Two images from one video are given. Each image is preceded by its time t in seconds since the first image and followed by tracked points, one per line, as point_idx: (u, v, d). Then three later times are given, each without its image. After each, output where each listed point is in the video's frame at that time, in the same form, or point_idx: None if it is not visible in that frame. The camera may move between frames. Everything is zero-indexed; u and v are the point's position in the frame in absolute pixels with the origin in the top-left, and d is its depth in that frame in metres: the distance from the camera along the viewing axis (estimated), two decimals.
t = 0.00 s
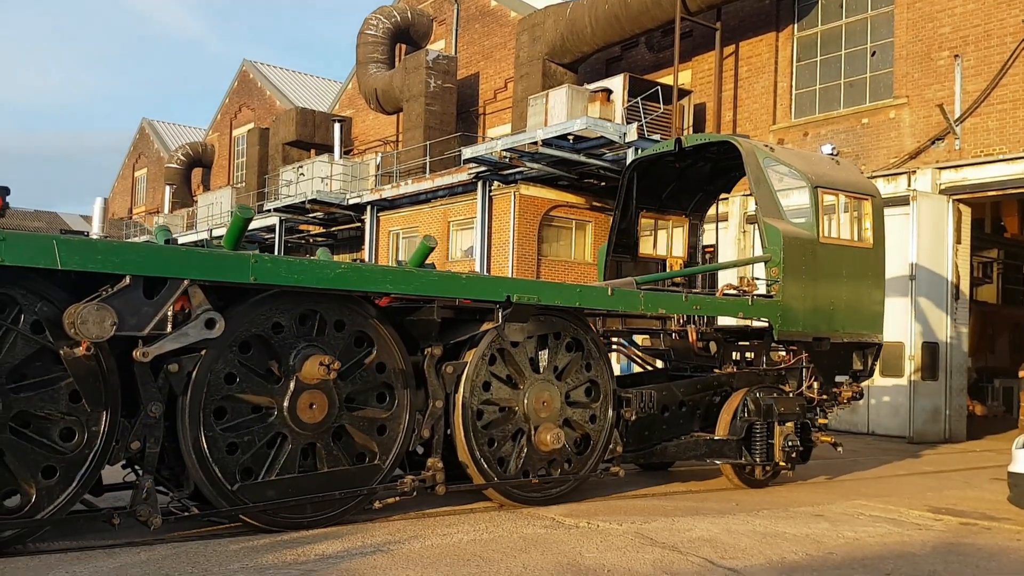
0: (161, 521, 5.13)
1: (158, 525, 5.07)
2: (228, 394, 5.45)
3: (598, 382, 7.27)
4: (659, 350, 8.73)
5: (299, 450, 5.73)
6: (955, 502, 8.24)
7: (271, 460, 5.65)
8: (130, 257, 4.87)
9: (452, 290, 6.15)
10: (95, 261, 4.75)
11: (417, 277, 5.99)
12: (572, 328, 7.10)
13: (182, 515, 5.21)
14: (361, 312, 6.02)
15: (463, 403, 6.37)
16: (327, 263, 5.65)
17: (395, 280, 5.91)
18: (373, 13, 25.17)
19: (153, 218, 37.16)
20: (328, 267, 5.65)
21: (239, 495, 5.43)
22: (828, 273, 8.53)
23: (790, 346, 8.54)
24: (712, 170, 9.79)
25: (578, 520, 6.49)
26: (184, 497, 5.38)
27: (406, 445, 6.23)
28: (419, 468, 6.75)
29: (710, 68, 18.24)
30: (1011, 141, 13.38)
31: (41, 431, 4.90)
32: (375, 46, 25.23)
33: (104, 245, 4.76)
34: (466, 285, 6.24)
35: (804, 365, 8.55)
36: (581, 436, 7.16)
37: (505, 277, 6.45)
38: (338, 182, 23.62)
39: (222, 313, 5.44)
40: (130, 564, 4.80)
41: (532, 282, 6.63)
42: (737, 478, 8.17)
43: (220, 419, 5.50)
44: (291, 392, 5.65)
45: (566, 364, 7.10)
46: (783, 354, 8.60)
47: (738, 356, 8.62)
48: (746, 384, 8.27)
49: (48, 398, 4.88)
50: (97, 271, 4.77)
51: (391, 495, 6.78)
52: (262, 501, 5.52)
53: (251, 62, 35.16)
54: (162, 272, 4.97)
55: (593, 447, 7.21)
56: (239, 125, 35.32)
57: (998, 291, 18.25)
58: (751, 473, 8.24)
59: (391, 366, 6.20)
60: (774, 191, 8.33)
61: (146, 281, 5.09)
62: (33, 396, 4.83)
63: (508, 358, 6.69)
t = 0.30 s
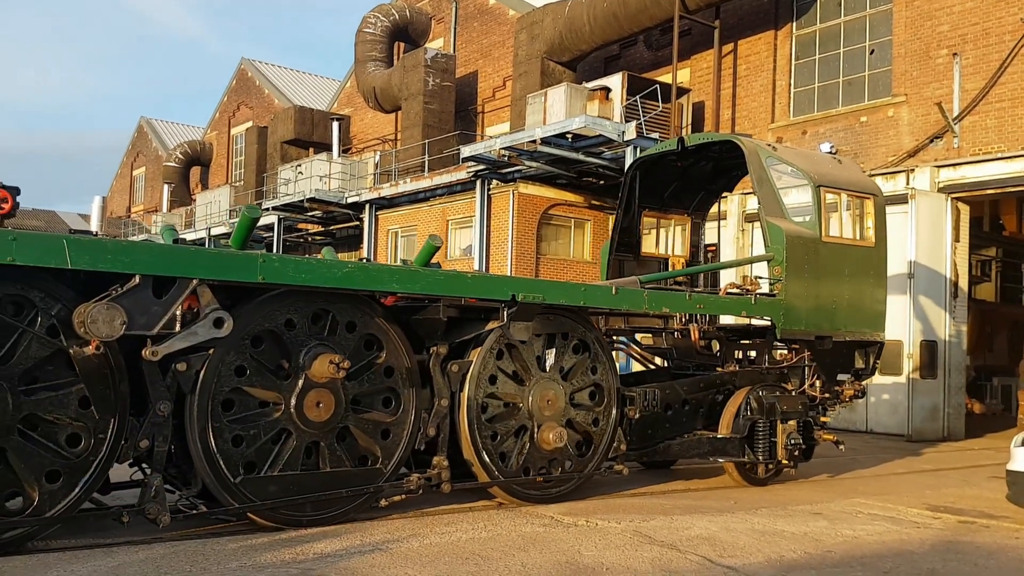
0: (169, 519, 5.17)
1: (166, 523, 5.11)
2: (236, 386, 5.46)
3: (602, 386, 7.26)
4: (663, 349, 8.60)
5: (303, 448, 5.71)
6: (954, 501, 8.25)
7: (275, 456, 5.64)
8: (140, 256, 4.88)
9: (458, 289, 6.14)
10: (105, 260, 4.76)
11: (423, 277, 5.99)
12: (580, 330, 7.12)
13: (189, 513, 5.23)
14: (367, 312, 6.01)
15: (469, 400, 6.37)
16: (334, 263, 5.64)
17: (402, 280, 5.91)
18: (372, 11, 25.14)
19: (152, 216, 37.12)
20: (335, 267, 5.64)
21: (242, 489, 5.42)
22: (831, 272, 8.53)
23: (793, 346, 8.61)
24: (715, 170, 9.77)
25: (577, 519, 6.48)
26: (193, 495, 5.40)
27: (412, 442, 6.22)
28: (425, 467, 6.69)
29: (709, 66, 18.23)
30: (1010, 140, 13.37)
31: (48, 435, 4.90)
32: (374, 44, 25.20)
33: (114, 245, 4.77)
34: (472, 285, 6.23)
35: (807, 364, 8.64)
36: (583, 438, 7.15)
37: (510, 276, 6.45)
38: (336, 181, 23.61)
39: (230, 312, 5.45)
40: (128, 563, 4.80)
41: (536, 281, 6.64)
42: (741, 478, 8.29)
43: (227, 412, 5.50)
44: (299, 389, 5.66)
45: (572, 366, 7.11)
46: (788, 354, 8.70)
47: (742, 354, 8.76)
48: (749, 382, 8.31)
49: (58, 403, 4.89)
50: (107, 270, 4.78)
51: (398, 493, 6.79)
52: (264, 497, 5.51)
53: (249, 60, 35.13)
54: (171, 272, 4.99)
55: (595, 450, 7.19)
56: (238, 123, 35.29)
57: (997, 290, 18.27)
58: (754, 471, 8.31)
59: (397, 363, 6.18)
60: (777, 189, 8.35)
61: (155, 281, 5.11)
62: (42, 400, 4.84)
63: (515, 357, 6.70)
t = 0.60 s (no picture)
0: (180, 518, 5.17)
1: (177, 522, 5.10)
2: (248, 379, 5.47)
3: (608, 390, 7.27)
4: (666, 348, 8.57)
5: (309, 447, 5.71)
6: (957, 500, 8.24)
7: (281, 452, 5.63)
8: (151, 257, 4.89)
9: (467, 289, 6.15)
10: (117, 261, 4.76)
11: (431, 277, 5.98)
12: (589, 333, 7.15)
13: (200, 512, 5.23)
14: (376, 313, 6.02)
15: (477, 400, 6.38)
16: (343, 263, 5.64)
17: (411, 281, 5.90)
18: (372, 11, 25.12)
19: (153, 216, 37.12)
20: (345, 267, 5.64)
21: (247, 483, 5.41)
22: (836, 272, 8.51)
23: (796, 343, 8.56)
24: (719, 170, 9.78)
25: (578, 518, 6.48)
26: (203, 494, 5.41)
27: (419, 442, 6.21)
28: (433, 466, 6.72)
29: (709, 65, 18.21)
30: (1011, 138, 13.36)
31: (58, 439, 4.92)
32: (375, 43, 25.18)
33: (126, 246, 4.77)
34: (480, 285, 6.23)
35: (811, 363, 8.57)
36: (586, 441, 7.14)
37: (518, 276, 6.45)
38: (337, 181, 23.58)
39: (240, 312, 5.45)
40: (131, 563, 4.81)
41: (544, 282, 6.64)
42: (746, 476, 8.29)
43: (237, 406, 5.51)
44: (309, 387, 5.66)
45: (580, 369, 7.12)
46: (792, 353, 8.62)
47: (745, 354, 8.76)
48: (754, 382, 8.29)
49: (69, 409, 4.91)
50: (119, 271, 4.79)
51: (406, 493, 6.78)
52: (267, 493, 5.50)
53: (250, 60, 35.13)
54: (182, 272, 5.00)
55: (598, 452, 7.18)
56: (238, 123, 35.29)
57: (999, 288, 18.28)
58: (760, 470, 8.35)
59: (404, 363, 6.17)
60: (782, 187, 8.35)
61: (166, 282, 5.12)
62: (54, 405, 4.86)
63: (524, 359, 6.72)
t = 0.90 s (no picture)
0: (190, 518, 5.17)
1: (188, 523, 5.12)
2: (258, 376, 5.49)
3: (615, 395, 7.26)
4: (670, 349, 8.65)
5: (316, 446, 5.70)
6: (959, 500, 8.24)
7: (288, 451, 5.63)
8: (162, 259, 4.90)
9: (475, 291, 6.16)
10: (128, 263, 4.77)
11: (439, 279, 5.99)
12: (598, 336, 7.18)
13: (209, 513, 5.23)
14: (385, 315, 6.04)
15: (485, 401, 6.38)
16: (353, 264, 5.66)
17: (419, 283, 5.90)
18: (373, 13, 25.16)
19: (155, 218, 37.17)
20: (354, 269, 5.65)
21: (252, 479, 5.40)
22: (841, 273, 8.52)
23: (801, 345, 8.62)
24: (723, 172, 9.80)
25: (580, 519, 6.48)
26: (212, 495, 5.43)
27: (426, 444, 6.21)
28: (439, 467, 6.68)
29: (710, 66, 18.23)
30: (1012, 138, 13.35)
31: (66, 444, 4.90)
32: (376, 45, 25.20)
33: (139, 250, 4.80)
34: (488, 286, 6.24)
35: (816, 364, 8.60)
36: (591, 445, 7.13)
37: (525, 277, 6.45)
38: (338, 182, 23.56)
39: (250, 313, 5.47)
40: (133, 564, 4.82)
41: (551, 284, 6.64)
42: (751, 477, 8.28)
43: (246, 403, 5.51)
44: (318, 387, 5.68)
45: (587, 372, 7.14)
46: (796, 354, 8.71)
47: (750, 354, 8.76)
48: (758, 382, 8.30)
49: (81, 414, 4.92)
50: (130, 274, 4.81)
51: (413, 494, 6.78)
52: (272, 490, 5.47)
53: (251, 62, 35.16)
54: (192, 275, 5.00)
55: (603, 456, 7.16)
56: (240, 124, 35.34)
57: (1000, 289, 18.27)
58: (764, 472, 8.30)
59: (412, 363, 6.19)
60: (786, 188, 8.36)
61: (178, 284, 5.15)
62: (66, 410, 4.86)
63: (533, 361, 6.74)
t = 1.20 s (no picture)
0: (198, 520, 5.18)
1: (195, 525, 5.11)
2: (266, 375, 5.50)
3: (618, 399, 7.25)
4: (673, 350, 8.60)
5: (320, 447, 5.70)
6: (960, 502, 8.23)
7: (292, 451, 5.63)
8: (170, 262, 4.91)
9: (480, 293, 6.17)
10: (135, 266, 4.78)
11: (444, 281, 5.99)
12: (603, 339, 7.20)
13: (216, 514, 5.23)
14: (391, 316, 6.05)
15: (490, 403, 6.39)
16: (359, 267, 5.66)
17: (425, 285, 5.90)
18: (374, 15, 25.19)
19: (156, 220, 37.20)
20: (360, 271, 5.65)
21: (257, 477, 5.39)
22: (844, 274, 8.52)
23: (805, 346, 8.54)
24: (725, 174, 9.81)
25: (581, 521, 6.48)
26: (216, 497, 5.42)
27: (430, 448, 6.22)
28: (443, 467, 6.69)
29: (711, 68, 18.24)
30: (1013, 139, 13.33)
31: (72, 449, 4.91)
32: (376, 47, 25.20)
33: (147, 252, 4.81)
34: (493, 288, 6.25)
35: (819, 365, 8.56)
36: (592, 448, 7.12)
37: (530, 279, 6.46)
38: (339, 184, 23.56)
39: (257, 315, 5.49)
40: (137, 565, 4.83)
41: (556, 286, 6.65)
42: (754, 478, 8.28)
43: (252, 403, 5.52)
44: (325, 388, 5.69)
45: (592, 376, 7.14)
46: (799, 354, 8.61)
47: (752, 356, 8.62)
48: (762, 384, 8.28)
49: (88, 419, 4.92)
50: (138, 277, 4.81)
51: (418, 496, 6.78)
52: (275, 489, 5.46)
53: (251, 64, 35.18)
54: (199, 278, 5.00)
55: (604, 459, 7.14)
56: (240, 127, 35.37)
57: (1002, 289, 18.26)
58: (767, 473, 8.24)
59: (418, 366, 6.20)
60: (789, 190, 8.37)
61: (185, 286, 5.15)
62: (73, 415, 4.86)
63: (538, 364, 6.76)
